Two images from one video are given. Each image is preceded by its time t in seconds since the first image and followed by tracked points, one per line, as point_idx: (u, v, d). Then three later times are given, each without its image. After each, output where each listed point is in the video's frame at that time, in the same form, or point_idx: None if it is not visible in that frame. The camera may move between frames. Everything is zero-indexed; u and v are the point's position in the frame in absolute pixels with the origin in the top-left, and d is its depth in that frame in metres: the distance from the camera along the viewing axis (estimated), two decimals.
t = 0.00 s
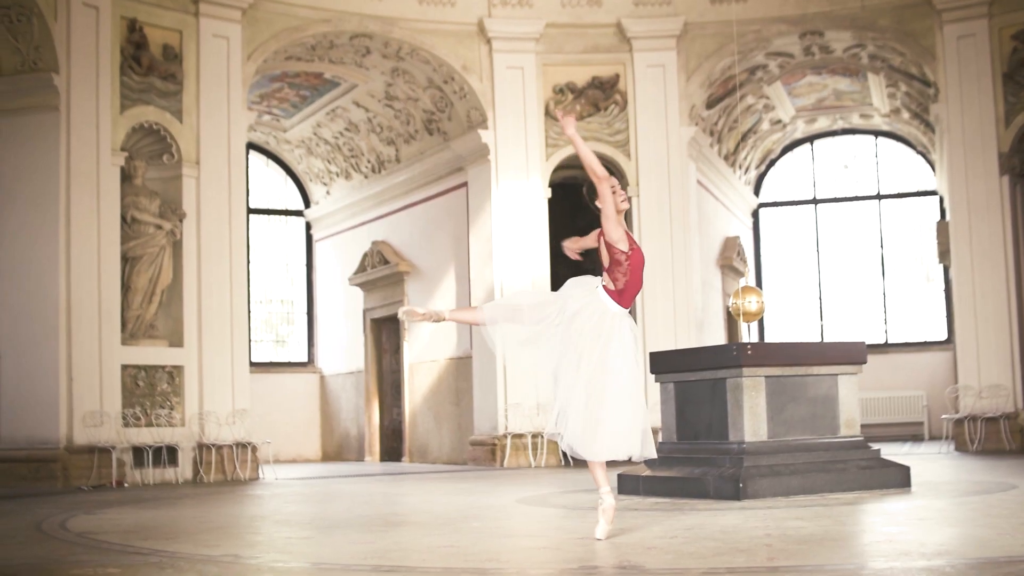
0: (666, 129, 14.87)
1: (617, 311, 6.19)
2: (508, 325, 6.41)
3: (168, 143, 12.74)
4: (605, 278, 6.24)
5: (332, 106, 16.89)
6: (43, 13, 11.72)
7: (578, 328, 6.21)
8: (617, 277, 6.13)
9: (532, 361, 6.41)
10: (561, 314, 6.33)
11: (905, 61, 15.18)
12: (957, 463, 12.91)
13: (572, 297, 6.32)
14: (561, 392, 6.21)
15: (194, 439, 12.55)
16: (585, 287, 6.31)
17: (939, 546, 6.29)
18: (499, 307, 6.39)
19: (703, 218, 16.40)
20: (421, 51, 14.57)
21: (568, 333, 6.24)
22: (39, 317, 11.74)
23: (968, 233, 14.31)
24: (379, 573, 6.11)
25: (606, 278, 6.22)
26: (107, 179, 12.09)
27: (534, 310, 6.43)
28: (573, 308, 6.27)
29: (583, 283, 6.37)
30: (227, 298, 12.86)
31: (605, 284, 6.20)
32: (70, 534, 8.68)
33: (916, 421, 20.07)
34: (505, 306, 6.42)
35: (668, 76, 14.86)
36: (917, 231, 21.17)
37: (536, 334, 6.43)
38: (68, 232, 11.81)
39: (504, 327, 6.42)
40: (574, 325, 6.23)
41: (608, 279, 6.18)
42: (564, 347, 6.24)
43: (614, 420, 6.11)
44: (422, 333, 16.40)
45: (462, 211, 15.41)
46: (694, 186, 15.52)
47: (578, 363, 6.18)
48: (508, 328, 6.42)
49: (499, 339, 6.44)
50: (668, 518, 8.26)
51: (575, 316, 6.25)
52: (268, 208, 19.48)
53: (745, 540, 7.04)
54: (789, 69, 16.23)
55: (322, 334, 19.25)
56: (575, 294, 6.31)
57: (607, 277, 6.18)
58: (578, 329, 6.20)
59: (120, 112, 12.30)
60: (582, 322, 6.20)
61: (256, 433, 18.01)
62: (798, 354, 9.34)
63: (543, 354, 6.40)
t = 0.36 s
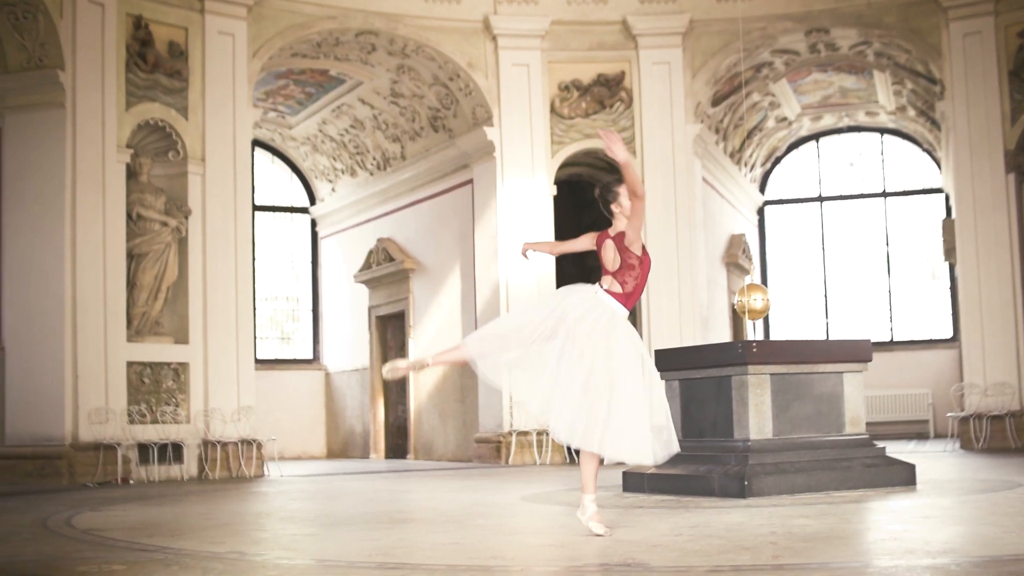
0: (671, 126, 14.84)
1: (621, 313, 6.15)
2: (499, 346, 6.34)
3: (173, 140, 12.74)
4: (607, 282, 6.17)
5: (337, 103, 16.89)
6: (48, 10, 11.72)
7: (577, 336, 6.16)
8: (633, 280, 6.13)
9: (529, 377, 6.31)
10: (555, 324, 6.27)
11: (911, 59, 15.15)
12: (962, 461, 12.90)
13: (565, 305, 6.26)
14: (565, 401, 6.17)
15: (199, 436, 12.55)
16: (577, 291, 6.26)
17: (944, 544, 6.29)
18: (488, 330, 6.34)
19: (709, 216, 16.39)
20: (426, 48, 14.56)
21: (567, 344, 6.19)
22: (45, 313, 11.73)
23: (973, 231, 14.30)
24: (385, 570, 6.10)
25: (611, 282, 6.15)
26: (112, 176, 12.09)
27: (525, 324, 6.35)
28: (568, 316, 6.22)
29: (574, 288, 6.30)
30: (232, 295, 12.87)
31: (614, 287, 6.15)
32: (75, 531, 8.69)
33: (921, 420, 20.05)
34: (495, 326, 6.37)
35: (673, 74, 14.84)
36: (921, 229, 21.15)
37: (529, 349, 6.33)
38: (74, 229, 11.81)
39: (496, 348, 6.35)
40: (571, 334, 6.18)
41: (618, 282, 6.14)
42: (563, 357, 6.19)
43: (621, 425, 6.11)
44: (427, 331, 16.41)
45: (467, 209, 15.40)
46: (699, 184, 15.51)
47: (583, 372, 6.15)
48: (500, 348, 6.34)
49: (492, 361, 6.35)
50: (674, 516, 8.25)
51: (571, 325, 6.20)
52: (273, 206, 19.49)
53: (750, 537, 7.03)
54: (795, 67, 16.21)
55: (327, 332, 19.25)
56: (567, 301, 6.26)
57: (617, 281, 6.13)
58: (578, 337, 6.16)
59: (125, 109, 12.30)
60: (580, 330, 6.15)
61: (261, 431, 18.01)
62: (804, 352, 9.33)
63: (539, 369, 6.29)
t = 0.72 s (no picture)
0: (674, 128, 14.84)
1: (615, 334, 6.07)
2: (494, 393, 6.14)
3: (176, 142, 12.74)
4: (597, 306, 6.11)
5: (340, 105, 16.89)
6: (52, 12, 11.72)
7: (576, 365, 6.05)
8: (627, 306, 6.10)
9: (528, 417, 6.07)
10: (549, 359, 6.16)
11: (913, 61, 15.15)
12: (965, 464, 12.89)
13: (556, 339, 6.17)
14: (569, 432, 5.96)
15: (202, 437, 12.55)
16: (566, 321, 6.17)
17: (946, 547, 6.28)
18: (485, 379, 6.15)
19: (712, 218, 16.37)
20: (429, 50, 14.56)
21: (566, 374, 6.06)
22: (48, 314, 11.74)
23: (975, 233, 14.29)
24: (386, 573, 6.10)
25: (602, 306, 6.10)
26: (115, 177, 12.09)
27: (518, 368, 6.22)
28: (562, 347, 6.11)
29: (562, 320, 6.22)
30: (234, 297, 12.86)
31: (607, 312, 6.09)
32: (77, 533, 8.69)
33: (924, 421, 20.03)
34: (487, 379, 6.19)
35: (676, 76, 14.83)
36: (924, 231, 21.13)
37: (526, 390, 6.16)
38: (77, 231, 11.82)
39: (491, 394, 6.15)
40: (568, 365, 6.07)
41: (611, 307, 6.09)
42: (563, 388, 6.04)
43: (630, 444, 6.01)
44: (430, 333, 16.42)
45: (470, 211, 15.39)
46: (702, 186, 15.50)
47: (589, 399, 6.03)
48: (495, 396, 6.14)
49: (488, 410, 6.11)
50: (675, 519, 8.24)
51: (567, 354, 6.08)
52: (276, 207, 19.49)
53: (752, 540, 7.03)
54: (798, 69, 16.20)
55: (330, 334, 19.25)
56: (558, 334, 6.18)
57: (609, 305, 6.09)
58: (576, 367, 6.05)
59: (128, 111, 12.31)
60: (578, 358, 6.06)
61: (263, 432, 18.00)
62: (807, 354, 9.32)
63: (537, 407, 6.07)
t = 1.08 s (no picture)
0: (682, 127, 14.84)
1: (605, 327, 6.08)
2: (507, 417, 6.08)
3: (185, 141, 12.74)
4: (586, 306, 6.11)
5: (349, 104, 16.91)
6: (61, 11, 11.73)
7: (582, 368, 6.01)
8: (613, 309, 6.17)
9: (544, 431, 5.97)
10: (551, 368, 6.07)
11: (923, 59, 15.11)
12: (975, 462, 12.87)
13: (553, 344, 6.08)
14: (588, 436, 5.92)
15: (211, 436, 12.56)
16: (559, 326, 6.09)
17: (956, 545, 6.27)
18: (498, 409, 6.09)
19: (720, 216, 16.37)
20: (438, 49, 14.57)
21: (572, 380, 6.00)
22: (57, 312, 11.76)
23: (985, 232, 14.27)
24: (396, 572, 6.10)
25: (591, 307, 6.11)
26: (125, 177, 12.10)
27: (522, 385, 6.14)
28: (564, 354, 6.03)
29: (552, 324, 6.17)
30: (244, 296, 12.88)
31: (595, 313, 6.10)
32: (86, 531, 8.71)
33: (933, 421, 20.00)
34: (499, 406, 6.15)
35: (685, 75, 14.83)
36: (933, 230, 21.10)
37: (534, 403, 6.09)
38: (86, 231, 11.83)
39: (504, 418, 6.09)
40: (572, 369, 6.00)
41: (599, 309, 6.11)
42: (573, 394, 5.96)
43: (642, 431, 6.07)
44: (439, 332, 16.41)
45: (479, 209, 15.39)
46: (711, 185, 15.49)
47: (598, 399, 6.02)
48: (508, 419, 6.08)
49: (506, 435, 6.05)
50: (685, 517, 8.24)
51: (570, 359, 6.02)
52: (284, 206, 19.51)
53: (761, 538, 7.02)
54: (807, 67, 16.18)
55: (339, 333, 19.28)
56: (554, 340, 6.09)
57: (598, 306, 6.11)
58: (581, 370, 6.00)
59: (138, 110, 12.32)
60: (582, 362, 6.00)
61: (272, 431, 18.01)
62: (817, 353, 9.31)
63: (551, 420, 5.97)
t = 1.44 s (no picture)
0: (691, 128, 14.82)
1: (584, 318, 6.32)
2: (530, 426, 6.19)
3: (194, 142, 12.74)
4: (562, 295, 6.28)
5: (357, 105, 16.92)
6: (70, 12, 11.74)
7: (583, 355, 6.28)
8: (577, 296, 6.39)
9: (570, 425, 6.16)
10: (553, 363, 6.23)
11: (932, 60, 15.08)
12: (984, 464, 12.84)
13: (548, 342, 6.23)
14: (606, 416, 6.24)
15: (220, 437, 12.57)
16: (550, 323, 6.24)
17: (967, 548, 6.26)
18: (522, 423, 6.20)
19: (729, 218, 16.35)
20: (447, 50, 14.56)
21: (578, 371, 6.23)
22: (67, 313, 11.78)
23: (995, 233, 14.23)
24: (404, 573, 6.09)
25: (566, 294, 6.29)
26: (134, 177, 12.11)
27: (528, 388, 6.24)
28: (566, 347, 6.22)
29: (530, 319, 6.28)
30: (252, 297, 12.87)
31: (568, 300, 6.30)
32: (96, 532, 8.72)
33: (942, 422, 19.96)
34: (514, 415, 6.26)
35: (693, 75, 14.81)
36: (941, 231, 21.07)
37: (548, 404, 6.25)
38: (96, 232, 11.84)
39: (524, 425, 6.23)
40: (575, 358, 6.23)
41: (572, 296, 6.31)
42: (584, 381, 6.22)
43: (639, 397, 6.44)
44: (447, 334, 16.41)
45: (487, 210, 15.38)
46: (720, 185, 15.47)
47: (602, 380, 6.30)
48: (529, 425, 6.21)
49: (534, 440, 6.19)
50: (693, 519, 8.23)
51: (571, 349, 6.24)
52: (293, 207, 19.52)
53: (770, 540, 7.02)
54: (816, 68, 16.14)
55: (347, 334, 19.29)
56: (550, 336, 6.24)
57: (571, 294, 6.31)
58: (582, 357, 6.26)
59: (147, 111, 12.31)
60: (582, 349, 6.26)
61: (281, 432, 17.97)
62: (825, 354, 9.30)
63: (572, 413, 6.18)
